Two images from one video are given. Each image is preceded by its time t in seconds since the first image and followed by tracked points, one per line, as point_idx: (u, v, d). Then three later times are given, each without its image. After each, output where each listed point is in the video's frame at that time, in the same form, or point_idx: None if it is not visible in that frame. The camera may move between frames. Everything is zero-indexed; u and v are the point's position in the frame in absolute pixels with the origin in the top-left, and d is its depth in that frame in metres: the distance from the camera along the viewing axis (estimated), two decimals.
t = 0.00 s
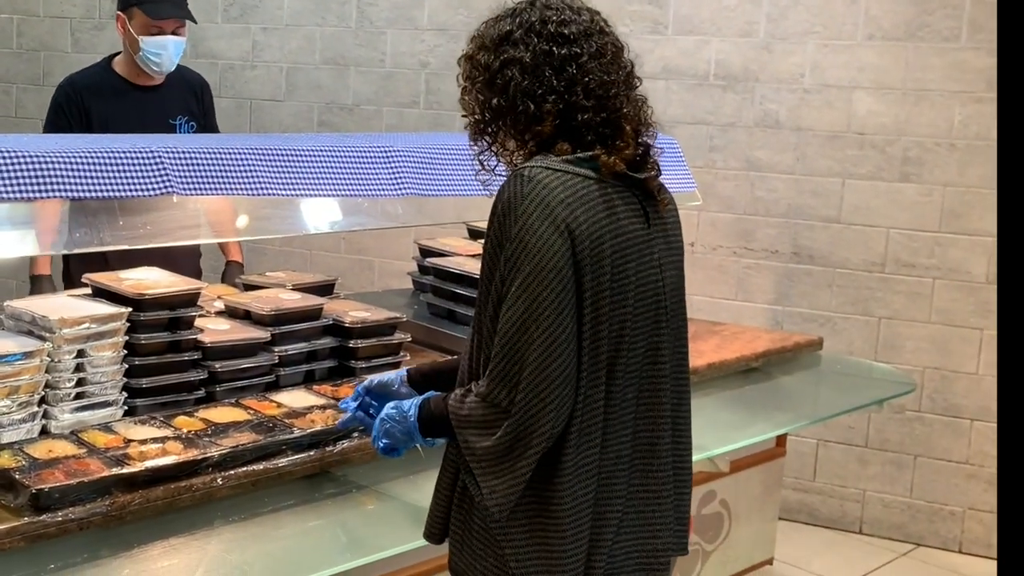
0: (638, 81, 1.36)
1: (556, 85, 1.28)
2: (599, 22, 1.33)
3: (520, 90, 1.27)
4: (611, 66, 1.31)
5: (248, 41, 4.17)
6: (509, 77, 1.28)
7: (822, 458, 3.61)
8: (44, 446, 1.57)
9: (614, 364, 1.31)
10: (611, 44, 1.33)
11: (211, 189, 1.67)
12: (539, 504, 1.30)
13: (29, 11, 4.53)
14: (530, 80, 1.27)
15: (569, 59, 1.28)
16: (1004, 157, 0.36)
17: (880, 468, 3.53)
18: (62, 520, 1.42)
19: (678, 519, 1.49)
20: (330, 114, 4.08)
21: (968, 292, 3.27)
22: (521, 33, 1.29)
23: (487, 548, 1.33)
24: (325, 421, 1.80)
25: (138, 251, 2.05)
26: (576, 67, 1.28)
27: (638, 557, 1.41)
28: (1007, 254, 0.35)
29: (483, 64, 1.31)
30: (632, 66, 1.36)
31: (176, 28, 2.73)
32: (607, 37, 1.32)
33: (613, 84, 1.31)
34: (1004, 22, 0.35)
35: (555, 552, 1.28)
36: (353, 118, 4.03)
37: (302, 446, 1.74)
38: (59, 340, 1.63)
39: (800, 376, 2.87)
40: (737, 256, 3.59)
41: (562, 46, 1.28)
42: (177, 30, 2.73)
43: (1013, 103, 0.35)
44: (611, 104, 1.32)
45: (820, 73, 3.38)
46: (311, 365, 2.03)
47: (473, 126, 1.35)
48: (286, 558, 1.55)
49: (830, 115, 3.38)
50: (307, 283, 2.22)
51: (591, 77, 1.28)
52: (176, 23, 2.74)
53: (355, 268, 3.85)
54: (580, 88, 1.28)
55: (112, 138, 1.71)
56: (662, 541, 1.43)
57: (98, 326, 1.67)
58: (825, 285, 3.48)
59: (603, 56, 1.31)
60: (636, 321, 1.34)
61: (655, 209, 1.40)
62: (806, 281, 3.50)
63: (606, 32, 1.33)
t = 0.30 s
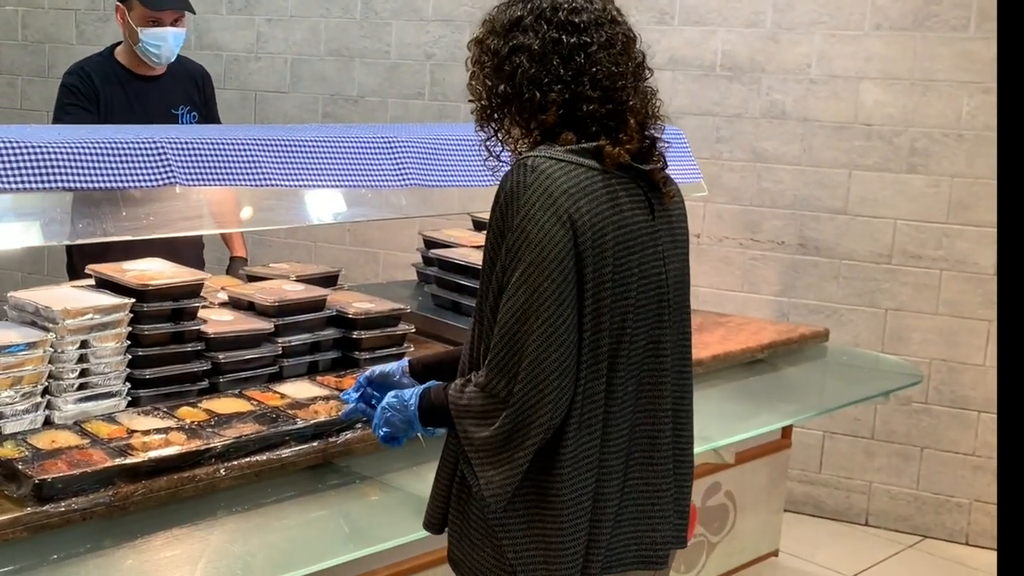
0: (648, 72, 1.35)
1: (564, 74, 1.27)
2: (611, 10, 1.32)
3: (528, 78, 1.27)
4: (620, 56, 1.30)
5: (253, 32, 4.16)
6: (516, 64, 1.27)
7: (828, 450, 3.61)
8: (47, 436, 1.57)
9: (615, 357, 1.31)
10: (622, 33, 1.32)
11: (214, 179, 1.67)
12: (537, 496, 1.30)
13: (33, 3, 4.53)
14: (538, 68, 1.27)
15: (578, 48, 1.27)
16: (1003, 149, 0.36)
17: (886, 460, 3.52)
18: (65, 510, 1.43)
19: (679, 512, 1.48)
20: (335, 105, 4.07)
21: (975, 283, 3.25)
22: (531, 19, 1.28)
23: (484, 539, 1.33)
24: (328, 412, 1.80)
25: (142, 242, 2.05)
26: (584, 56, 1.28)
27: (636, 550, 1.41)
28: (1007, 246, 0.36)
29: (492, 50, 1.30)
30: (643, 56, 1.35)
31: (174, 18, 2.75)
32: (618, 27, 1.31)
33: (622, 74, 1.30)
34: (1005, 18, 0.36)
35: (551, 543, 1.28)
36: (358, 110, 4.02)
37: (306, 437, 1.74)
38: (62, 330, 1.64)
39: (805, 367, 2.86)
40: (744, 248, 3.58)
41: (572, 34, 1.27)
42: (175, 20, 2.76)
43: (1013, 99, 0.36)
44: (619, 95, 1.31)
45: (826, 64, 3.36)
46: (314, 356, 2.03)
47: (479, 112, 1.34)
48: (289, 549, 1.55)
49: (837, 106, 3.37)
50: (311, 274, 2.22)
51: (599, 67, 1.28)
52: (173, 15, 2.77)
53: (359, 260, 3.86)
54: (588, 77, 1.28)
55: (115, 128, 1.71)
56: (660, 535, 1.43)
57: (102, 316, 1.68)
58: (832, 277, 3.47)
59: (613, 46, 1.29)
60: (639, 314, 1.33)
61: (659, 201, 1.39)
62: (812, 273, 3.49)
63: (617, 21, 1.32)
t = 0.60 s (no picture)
0: (652, 68, 1.34)
1: (568, 69, 1.26)
2: (616, 5, 1.31)
3: (531, 72, 1.26)
4: (625, 52, 1.29)
5: (259, 27, 4.16)
6: (520, 58, 1.27)
7: (835, 446, 3.59)
8: (50, 432, 1.57)
9: (617, 356, 1.30)
10: (627, 29, 1.31)
11: (218, 175, 1.66)
12: (538, 494, 1.30)
13: None
14: (542, 63, 1.26)
15: (582, 43, 1.27)
16: (1003, 147, 0.38)
17: (894, 456, 3.50)
18: (68, 506, 1.43)
19: (680, 511, 1.48)
20: (341, 100, 4.07)
21: (984, 278, 3.23)
22: (536, 13, 1.27)
23: (484, 535, 1.33)
24: (332, 408, 1.80)
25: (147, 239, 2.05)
26: (588, 51, 1.27)
27: (637, 548, 1.40)
28: (1007, 238, 0.38)
29: (496, 43, 1.30)
30: (648, 52, 1.34)
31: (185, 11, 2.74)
32: (623, 23, 1.31)
33: (626, 71, 1.29)
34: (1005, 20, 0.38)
35: (551, 540, 1.28)
36: (364, 105, 4.02)
37: (309, 433, 1.73)
38: (65, 326, 1.64)
39: (812, 363, 2.85)
40: (751, 243, 3.56)
41: (577, 29, 1.27)
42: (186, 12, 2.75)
43: (1012, 99, 0.37)
44: (623, 92, 1.30)
45: (835, 58, 3.34)
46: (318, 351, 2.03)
47: (482, 105, 1.34)
48: (291, 545, 1.55)
49: (845, 100, 3.35)
50: (316, 270, 2.22)
51: (603, 62, 1.27)
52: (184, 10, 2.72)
53: (366, 255, 3.88)
54: (592, 73, 1.27)
55: (119, 124, 1.71)
56: (660, 533, 1.42)
57: (106, 312, 1.67)
58: (839, 273, 3.45)
59: (617, 42, 1.29)
60: (640, 312, 1.33)
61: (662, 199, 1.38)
62: (820, 268, 3.48)
63: (622, 17, 1.31)
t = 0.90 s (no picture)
0: (659, 73, 1.33)
1: (575, 74, 1.25)
2: (625, 9, 1.30)
3: (537, 76, 1.25)
4: (631, 58, 1.28)
5: (268, 27, 4.16)
6: (527, 60, 1.25)
7: (846, 450, 3.57)
8: (55, 433, 1.57)
9: (617, 359, 1.29)
10: (635, 34, 1.30)
11: (224, 176, 1.66)
12: (538, 497, 1.29)
13: None
14: (549, 66, 1.25)
15: (590, 49, 1.25)
16: (1005, 171, 0.34)
17: (905, 460, 3.48)
18: (72, 507, 1.42)
19: (684, 515, 1.47)
20: (350, 100, 4.06)
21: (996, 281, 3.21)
22: (545, 14, 1.25)
23: (485, 539, 1.31)
24: (338, 410, 1.79)
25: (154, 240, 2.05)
26: (596, 56, 1.25)
27: (640, 552, 1.39)
28: (1008, 275, 0.34)
29: (503, 42, 1.28)
30: (655, 57, 1.33)
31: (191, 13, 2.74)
32: (632, 29, 1.29)
33: (631, 76, 1.28)
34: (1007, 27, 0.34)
35: (552, 544, 1.27)
36: (373, 105, 4.02)
37: (315, 434, 1.73)
38: (71, 327, 1.63)
39: (823, 366, 2.83)
40: (761, 245, 3.54)
41: (585, 33, 1.25)
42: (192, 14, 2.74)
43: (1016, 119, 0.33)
44: (627, 97, 1.29)
45: (846, 60, 3.32)
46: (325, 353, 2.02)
47: (486, 104, 1.32)
48: (296, 548, 1.54)
49: (857, 102, 3.33)
50: (323, 271, 2.21)
51: (610, 68, 1.26)
52: (190, 9, 2.74)
53: (374, 256, 3.89)
54: (598, 79, 1.26)
55: (125, 124, 1.70)
56: (664, 537, 1.41)
57: (111, 312, 1.67)
58: (850, 275, 3.43)
59: (624, 47, 1.27)
60: (640, 314, 1.32)
61: (665, 201, 1.37)
62: (831, 271, 3.45)
63: (631, 22, 1.30)
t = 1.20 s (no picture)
0: (672, 78, 1.31)
1: (583, 77, 1.24)
2: (638, 13, 1.28)
3: (544, 77, 1.24)
4: (642, 62, 1.26)
5: (280, 30, 4.17)
6: (535, 62, 1.24)
7: (861, 458, 3.53)
8: (62, 436, 1.56)
9: (630, 370, 1.28)
10: (648, 38, 1.28)
11: (232, 179, 1.64)
12: (548, 508, 1.27)
13: None
14: (556, 68, 1.23)
15: (598, 51, 1.24)
16: None
17: (921, 468, 3.44)
18: (77, 512, 1.41)
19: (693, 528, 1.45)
20: (362, 103, 4.06)
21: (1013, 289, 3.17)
22: (555, 17, 1.24)
23: (493, 549, 1.30)
24: (346, 416, 1.78)
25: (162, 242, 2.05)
26: (604, 58, 1.24)
27: (650, 564, 1.37)
28: (1008, 283, 0.34)
29: (514, 44, 1.27)
30: (669, 61, 1.31)
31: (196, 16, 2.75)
32: (644, 33, 1.27)
33: (642, 81, 1.26)
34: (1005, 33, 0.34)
35: (561, 555, 1.25)
36: (385, 108, 4.01)
37: (323, 440, 1.71)
38: (79, 330, 1.63)
39: (837, 374, 2.80)
40: (776, 251, 3.51)
41: (594, 36, 1.24)
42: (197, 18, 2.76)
43: (1015, 126, 0.33)
44: (640, 103, 1.27)
45: (863, 64, 3.29)
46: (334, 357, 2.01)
47: (497, 107, 1.31)
48: (302, 554, 1.53)
49: (873, 107, 3.30)
50: (333, 275, 2.20)
51: (620, 71, 1.24)
52: (196, 14, 2.76)
53: (385, 260, 3.87)
54: (607, 82, 1.24)
55: (135, 128, 1.70)
56: (674, 548, 1.39)
57: (119, 316, 1.66)
58: (866, 281, 3.40)
59: (636, 51, 1.25)
60: (654, 324, 1.30)
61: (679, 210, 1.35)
62: (846, 277, 3.42)
63: (644, 25, 1.28)
